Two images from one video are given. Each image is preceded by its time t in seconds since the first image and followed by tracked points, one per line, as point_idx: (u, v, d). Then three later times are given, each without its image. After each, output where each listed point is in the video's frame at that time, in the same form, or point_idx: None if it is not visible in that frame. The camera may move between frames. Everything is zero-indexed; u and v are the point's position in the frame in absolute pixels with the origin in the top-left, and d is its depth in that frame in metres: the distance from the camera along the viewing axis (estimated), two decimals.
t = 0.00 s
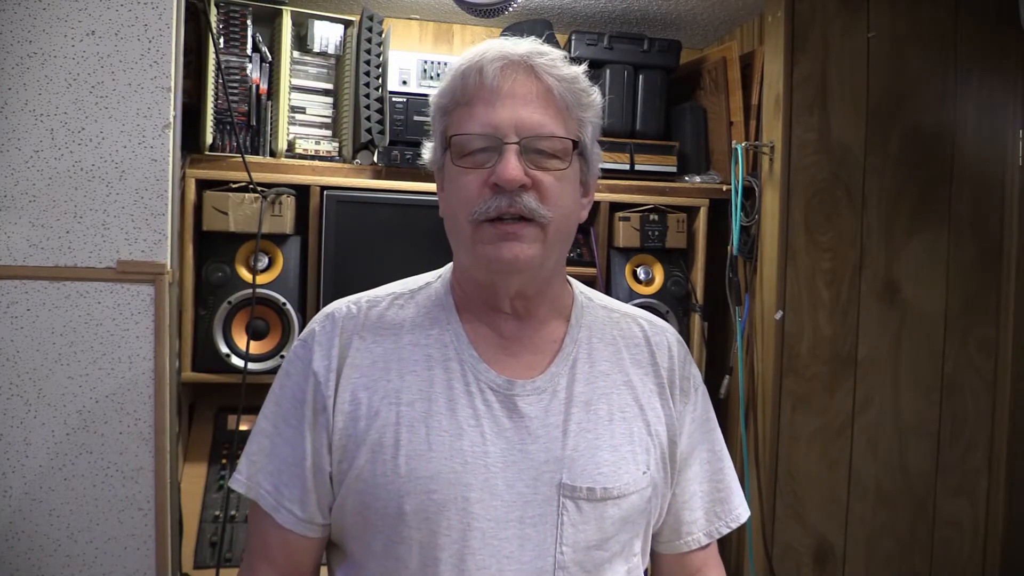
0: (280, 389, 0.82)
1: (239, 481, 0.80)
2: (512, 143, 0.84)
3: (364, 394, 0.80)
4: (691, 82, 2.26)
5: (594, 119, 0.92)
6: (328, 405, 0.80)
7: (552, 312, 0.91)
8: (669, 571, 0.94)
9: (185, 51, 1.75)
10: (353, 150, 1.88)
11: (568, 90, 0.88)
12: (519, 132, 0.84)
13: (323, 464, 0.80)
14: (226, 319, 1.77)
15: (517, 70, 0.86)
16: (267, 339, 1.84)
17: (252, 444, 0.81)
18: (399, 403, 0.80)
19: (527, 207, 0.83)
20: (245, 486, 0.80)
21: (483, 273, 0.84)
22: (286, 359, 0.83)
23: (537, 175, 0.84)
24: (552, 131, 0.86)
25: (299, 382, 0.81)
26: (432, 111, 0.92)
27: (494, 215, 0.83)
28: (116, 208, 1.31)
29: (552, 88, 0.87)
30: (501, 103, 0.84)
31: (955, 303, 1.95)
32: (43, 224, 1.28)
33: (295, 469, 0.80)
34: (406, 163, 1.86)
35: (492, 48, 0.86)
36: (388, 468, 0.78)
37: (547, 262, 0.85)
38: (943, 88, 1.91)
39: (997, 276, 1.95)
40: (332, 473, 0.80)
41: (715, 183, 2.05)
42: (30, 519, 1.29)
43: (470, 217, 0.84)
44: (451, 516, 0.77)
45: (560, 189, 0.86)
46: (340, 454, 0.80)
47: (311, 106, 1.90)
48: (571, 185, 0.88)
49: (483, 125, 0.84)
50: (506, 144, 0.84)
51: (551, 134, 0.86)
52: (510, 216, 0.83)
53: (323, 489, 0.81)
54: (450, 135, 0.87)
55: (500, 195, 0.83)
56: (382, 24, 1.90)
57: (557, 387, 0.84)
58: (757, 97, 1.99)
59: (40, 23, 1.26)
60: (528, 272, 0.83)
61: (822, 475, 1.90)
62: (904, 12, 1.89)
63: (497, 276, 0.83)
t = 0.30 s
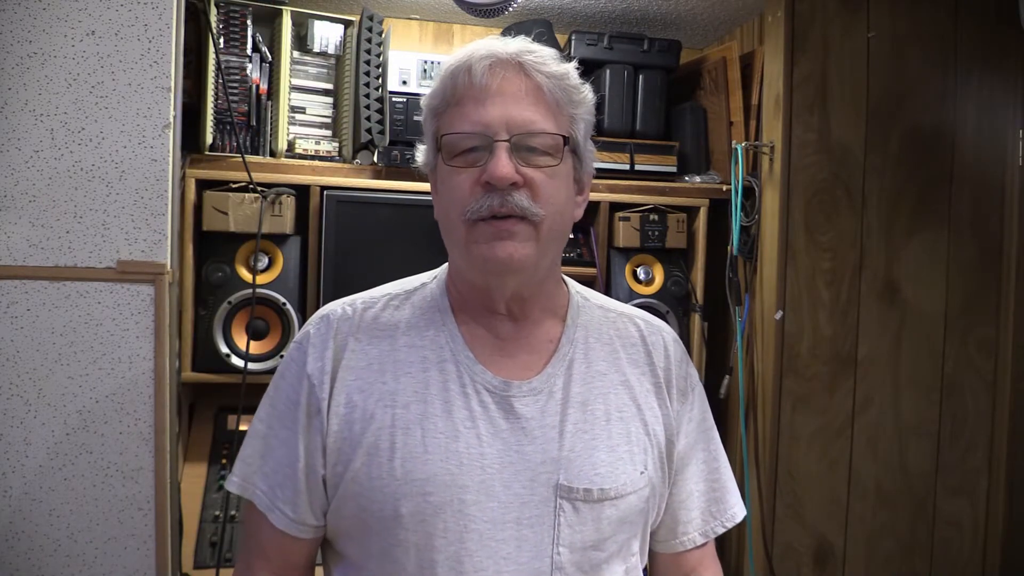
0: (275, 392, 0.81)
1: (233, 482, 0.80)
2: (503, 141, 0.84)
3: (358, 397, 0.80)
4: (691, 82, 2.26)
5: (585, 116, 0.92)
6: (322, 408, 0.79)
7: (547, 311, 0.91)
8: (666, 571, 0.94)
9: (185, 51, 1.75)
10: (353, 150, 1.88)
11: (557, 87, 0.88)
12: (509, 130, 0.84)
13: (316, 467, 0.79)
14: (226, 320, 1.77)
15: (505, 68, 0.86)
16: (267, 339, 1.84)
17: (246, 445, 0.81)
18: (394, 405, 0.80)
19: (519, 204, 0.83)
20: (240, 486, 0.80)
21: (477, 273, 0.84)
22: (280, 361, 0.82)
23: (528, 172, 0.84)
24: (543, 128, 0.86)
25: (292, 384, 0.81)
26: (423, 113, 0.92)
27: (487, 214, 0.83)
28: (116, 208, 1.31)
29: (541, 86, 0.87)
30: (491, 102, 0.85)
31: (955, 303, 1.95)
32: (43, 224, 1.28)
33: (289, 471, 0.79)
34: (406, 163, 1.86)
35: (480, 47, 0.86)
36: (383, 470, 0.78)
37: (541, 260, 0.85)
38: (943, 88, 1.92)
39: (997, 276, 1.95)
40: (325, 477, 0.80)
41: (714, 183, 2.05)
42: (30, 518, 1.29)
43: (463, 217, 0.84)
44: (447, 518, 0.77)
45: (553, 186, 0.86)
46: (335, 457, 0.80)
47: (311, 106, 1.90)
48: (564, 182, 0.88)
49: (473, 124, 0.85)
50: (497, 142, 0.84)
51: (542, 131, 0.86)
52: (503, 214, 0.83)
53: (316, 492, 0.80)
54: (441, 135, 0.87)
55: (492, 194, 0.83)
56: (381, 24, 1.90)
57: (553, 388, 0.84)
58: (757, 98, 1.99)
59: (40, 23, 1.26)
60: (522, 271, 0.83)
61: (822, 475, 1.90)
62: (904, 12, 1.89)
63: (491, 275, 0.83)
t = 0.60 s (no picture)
0: (275, 380, 0.81)
1: (228, 467, 0.79)
2: (499, 142, 0.84)
3: (360, 387, 0.80)
4: (691, 82, 2.26)
5: (582, 118, 0.92)
6: (323, 396, 0.79)
7: (547, 307, 0.91)
8: (671, 568, 0.93)
9: (185, 51, 1.75)
10: (353, 150, 1.88)
11: (553, 89, 0.88)
12: (506, 132, 0.84)
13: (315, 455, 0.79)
14: (226, 320, 1.77)
15: (502, 69, 0.86)
16: (267, 339, 1.83)
17: (244, 432, 0.81)
18: (396, 395, 0.80)
19: (515, 206, 0.83)
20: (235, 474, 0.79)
21: (475, 273, 0.84)
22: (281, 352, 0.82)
23: (524, 174, 0.84)
24: (539, 130, 0.86)
25: (294, 373, 0.81)
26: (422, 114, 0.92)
27: (483, 216, 0.83)
28: (116, 208, 1.31)
29: (537, 88, 0.87)
30: (488, 104, 0.85)
31: (955, 303, 1.95)
32: (43, 224, 1.28)
33: (286, 459, 0.79)
34: (406, 164, 1.86)
35: (477, 49, 0.86)
36: (385, 459, 0.77)
37: (538, 260, 0.85)
38: (943, 89, 1.92)
39: (997, 275, 1.96)
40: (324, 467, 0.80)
41: (715, 183, 2.05)
42: (30, 518, 1.29)
43: (461, 218, 0.84)
44: (449, 507, 0.77)
45: (548, 187, 0.86)
46: (335, 445, 0.79)
47: (311, 106, 1.90)
48: (560, 183, 0.88)
49: (470, 126, 0.85)
50: (493, 144, 0.84)
51: (538, 132, 0.86)
52: (499, 215, 0.83)
53: (312, 480, 0.80)
54: (438, 137, 0.87)
55: (488, 196, 0.83)
56: (382, 24, 1.90)
57: (555, 379, 0.84)
58: (757, 98, 1.99)
59: (40, 23, 1.26)
60: (519, 271, 0.84)
61: (822, 476, 1.90)
62: (904, 13, 1.89)
63: (488, 275, 0.83)
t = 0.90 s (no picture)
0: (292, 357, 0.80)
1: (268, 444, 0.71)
2: (485, 138, 0.84)
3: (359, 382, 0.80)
4: (691, 82, 2.26)
5: (571, 116, 0.93)
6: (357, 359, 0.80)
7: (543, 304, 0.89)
8: (670, 568, 0.92)
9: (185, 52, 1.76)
10: (353, 150, 1.88)
11: (538, 86, 0.88)
12: (491, 128, 0.84)
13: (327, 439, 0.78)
14: (226, 320, 1.78)
15: (488, 69, 0.87)
16: (267, 339, 1.84)
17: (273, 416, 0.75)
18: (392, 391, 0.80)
19: (501, 199, 0.80)
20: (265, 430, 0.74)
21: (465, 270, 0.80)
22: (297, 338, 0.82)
23: (510, 168, 0.84)
24: (525, 125, 0.86)
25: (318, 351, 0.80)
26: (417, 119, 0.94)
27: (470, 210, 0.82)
28: (116, 208, 1.31)
29: (523, 85, 0.87)
30: (474, 102, 0.85)
31: (955, 303, 1.95)
32: (43, 224, 1.28)
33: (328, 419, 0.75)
34: (405, 164, 1.86)
35: (464, 51, 0.88)
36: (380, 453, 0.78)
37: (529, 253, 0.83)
38: (943, 88, 1.92)
39: (996, 275, 1.96)
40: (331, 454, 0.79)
41: (715, 183, 2.05)
42: (29, 518, 1.29)
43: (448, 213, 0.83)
44: (444, 496, 0.77)
45: (536, 181, 0.85)
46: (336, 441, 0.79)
47: (311, 106, 1.90)
48: (547, 178, 0.87)
49: (456, 124, 0.85)
50: (479, 140, 0.84)
51: (523, 128, 0.85)
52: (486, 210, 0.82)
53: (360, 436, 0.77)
54: (428, 137, 0.88)
55: (475, 191, 0.83)
56: (382, 24, 1.90)
57: (549, 375, 0.84)
58: (757, 97, 1.99)
59: (40, 23, 1.26)
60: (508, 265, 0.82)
61: (822, 476, 1.90)
62: (905, 13, 1.89)
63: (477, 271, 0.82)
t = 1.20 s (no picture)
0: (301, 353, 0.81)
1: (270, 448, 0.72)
2: (488, 139, 0.84)
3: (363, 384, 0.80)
4: (691, 82, 2.26)
5: (574, 117, 0.93)
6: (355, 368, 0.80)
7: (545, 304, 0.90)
8: (667, 568, 0.92)
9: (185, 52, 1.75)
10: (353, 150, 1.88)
11: (542, 88, 0.88)
12: (495, 129, 0.84)
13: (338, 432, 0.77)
14: (226, 319, 1.77)
15: (492, 70, 0.86)
16: (267, 339, 1.84)
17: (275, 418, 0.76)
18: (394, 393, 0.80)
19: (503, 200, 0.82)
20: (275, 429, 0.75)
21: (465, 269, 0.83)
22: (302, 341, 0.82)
23: (512, 170, 0.84)
24: (528, 127, 0.86)
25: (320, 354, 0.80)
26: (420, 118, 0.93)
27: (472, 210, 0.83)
28: (116, 208, 1.31)
29: (527, 87, 0.87)
30: (477, 103, 0.85)
31: (955, 303, 1.95)
32: (43, 224, 1.28)
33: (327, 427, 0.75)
34: (406, 164, 1.86)
35: (468, 52, 0.87)
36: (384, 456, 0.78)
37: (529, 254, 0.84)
38: (943, 88, 1.92)
39: (996, 275, 1.96)
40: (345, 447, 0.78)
41: (715, 183, 2.05)
42: (29, 518, 1.29)
43: (451, 214, 0.84)
44: (447, 502, 0.77)
45: (538, 183, 0.86)
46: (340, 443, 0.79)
47: (311, 106, 1.90)
48: (550, 180, 0.87)
49: (460, 125, 0.85)
50: (482, 141, 0.84)
51: (527, 130, 0.86)
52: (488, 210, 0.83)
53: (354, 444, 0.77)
54: (431, 138, 0.88)
55: (477, 191, 0.83)
56: (382, 24, 1.90)
57: (551, 377, 0.84)
58: (757, 97, 1.99)
59: (40, 23, 1.26)
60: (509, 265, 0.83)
61: (822, 476, 1.90)
62: (905, 13, 1.89)
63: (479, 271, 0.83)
